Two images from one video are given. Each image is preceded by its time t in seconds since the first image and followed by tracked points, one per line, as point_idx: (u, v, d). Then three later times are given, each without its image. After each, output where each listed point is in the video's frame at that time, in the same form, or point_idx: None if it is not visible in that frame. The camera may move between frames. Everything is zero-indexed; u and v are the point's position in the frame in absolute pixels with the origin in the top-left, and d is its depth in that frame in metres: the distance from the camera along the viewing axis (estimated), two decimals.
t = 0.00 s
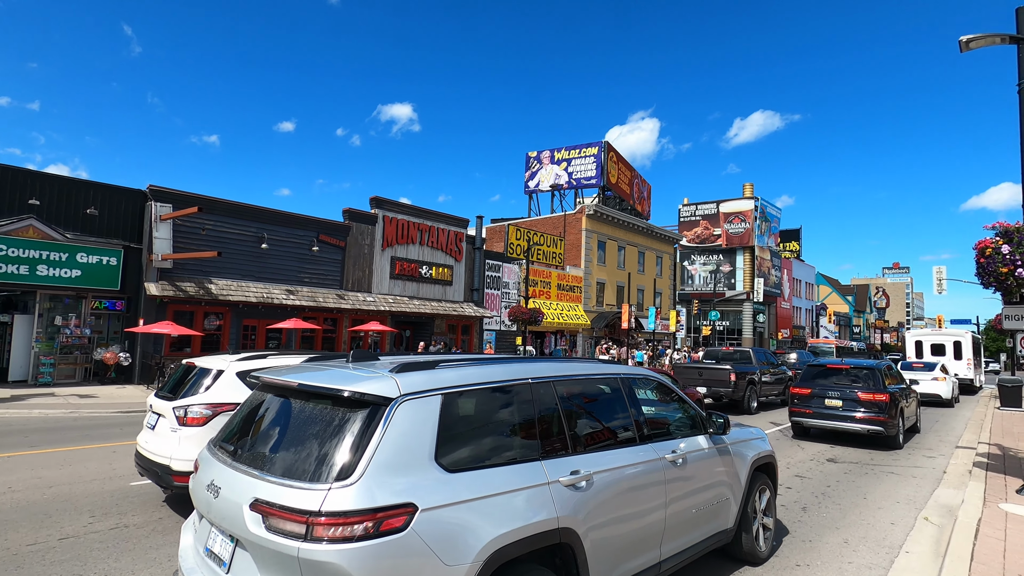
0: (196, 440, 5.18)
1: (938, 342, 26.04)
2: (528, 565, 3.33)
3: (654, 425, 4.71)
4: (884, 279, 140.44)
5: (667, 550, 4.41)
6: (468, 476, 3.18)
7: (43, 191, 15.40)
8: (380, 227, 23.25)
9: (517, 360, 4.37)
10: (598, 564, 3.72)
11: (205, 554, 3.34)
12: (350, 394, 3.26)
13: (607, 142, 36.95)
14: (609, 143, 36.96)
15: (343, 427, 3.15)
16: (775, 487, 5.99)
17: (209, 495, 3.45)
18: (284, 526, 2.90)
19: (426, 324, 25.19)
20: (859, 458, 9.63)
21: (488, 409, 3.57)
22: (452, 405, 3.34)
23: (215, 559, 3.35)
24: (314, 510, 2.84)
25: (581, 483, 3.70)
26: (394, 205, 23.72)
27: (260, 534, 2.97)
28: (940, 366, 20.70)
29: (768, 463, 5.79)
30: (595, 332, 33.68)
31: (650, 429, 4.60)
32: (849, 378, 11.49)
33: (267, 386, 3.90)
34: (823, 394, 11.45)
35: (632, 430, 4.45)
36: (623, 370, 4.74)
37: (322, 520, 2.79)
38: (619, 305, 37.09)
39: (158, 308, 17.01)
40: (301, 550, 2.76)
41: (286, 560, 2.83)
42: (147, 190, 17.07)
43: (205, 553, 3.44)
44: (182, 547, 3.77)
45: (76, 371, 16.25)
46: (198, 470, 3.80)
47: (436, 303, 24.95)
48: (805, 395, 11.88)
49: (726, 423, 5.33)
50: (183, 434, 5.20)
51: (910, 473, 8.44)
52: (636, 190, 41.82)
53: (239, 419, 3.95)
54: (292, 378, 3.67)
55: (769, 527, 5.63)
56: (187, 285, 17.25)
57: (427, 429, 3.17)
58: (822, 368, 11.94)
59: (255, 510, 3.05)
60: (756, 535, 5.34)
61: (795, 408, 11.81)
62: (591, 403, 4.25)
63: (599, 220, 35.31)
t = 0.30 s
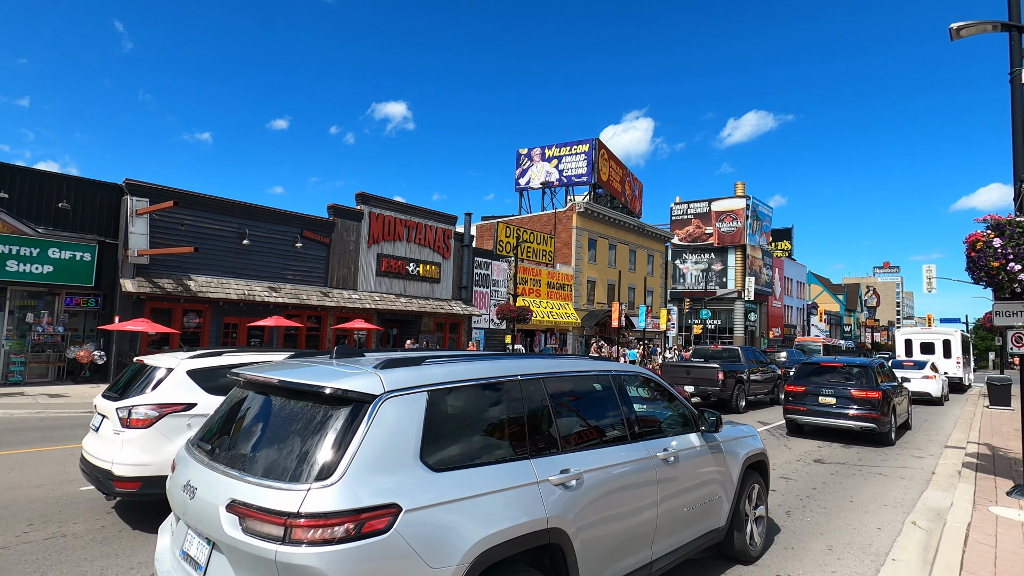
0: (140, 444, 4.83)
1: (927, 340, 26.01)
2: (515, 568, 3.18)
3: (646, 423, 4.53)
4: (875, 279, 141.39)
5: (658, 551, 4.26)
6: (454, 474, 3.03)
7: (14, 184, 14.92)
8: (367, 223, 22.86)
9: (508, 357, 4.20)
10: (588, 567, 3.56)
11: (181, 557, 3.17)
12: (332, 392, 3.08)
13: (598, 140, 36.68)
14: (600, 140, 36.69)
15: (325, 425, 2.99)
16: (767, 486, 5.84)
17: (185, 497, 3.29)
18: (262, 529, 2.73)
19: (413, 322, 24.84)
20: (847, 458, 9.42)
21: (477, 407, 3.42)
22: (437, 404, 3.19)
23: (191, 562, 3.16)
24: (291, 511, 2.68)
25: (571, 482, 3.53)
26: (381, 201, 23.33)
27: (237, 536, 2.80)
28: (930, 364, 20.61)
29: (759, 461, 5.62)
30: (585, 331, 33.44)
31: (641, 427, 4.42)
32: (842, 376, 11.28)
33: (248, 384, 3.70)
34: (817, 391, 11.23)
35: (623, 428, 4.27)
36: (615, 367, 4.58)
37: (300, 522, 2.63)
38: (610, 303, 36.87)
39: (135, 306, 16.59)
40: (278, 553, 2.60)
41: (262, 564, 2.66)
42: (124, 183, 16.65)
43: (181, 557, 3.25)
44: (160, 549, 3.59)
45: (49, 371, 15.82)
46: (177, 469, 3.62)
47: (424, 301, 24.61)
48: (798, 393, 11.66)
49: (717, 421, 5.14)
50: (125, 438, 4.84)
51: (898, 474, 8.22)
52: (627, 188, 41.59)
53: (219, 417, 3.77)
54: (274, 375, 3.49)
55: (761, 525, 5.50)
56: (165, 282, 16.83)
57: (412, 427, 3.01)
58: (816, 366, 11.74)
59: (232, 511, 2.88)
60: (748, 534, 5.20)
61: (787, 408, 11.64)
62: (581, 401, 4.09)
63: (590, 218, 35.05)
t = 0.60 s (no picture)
0: (73, 454, 4.46)
1: (917, 340, 25.92)
2: None
3: (634, 426, 4.29)
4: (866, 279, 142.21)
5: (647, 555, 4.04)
6: (440, 481, 2.83)
7: None
8: (352, 222, 22.49)
9: (500, 360, 4.00)
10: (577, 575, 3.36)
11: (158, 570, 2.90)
12: (314, 398, 2.84)
13: (589, 138, 36.44)
14: (591, 139, 36.44)
15: (309, 430, 2.77)
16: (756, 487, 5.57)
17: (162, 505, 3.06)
18: (240, 540, 2.52)
19: (400, 322, 24.49)
20: (833, 462, 9.20)
21: (467, 411, 3.22)
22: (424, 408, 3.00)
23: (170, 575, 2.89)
24: (271, 522, 2.48)
25: (560, 488, 3.32)
26: (366, 199, 22.96)
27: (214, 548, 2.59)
28: (919, 364, 20.48)
29: (749, 464, 5.40)
30: (575, 331, 33.20)
31: (630, 430, 4.17)
32: (834, 377, 11.07)
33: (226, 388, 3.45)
34: (809, 392, 11.01)
35: (611, 431, 4.03)
36: (607, 370, 4.33)
37: (281, 533, 2.43)
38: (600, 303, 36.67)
39: (111, 305, 16.19)
40: (257, 564, 2.40)
41: None
42: (98, 179, 16.22)
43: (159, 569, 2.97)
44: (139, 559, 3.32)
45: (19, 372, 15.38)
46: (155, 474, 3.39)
47: (410, 301, 24.26)
48: (791, 393, 11.44)
49: (706, 423, 4.88)
50: (58, 447, 4.47)
51: (884, 479, 7.99)
52: (618, 187, 41.38)
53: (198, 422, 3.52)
54: (255, 378, 3.25)
55: (749, 527, 5.35)
56: (141, 280, 16.42)
57: (400, 432, 2.82)
58: (809, 367, 11.49)
59: (209, 520, 2.67)
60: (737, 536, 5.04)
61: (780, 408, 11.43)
62: (573, 405, 3.86)
63: (580, 217, 34.81)
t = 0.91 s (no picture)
0: None
1: (906, 340, 25.77)
2: None
3: (621, 425, 4.07)
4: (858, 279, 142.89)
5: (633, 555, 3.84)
6: (429, 480, 2.70)
7: None
8: (337, 218, 22.13)
9: (489, 359, 3.85)
10: None
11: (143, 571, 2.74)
12: (300, 397, 2.71)
13: (579, 136, 36.16)
14: (581, 137, 36.17)
15: (294, 429, 2.64)
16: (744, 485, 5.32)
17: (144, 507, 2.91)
18: (223, 541, 2.39)
19: (386, 321, 24.15)
20: (817, 463, 9.00)
21: (457, 411, 3.08)
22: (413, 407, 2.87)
23: None
24: (255, 522, 2.34)
25: (546, 487, 3.16)
26: (351, 196, 22.64)
27: (197, 549, 2.45)
28: (908, 363, 20.33)
29: (736, 461, 5.17)
30: (565, 329, 32.96)
31: (617, 429, 3.96)
32: (824, 375, 10.86)
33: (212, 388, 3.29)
34: (800, 390, 10.81)
35: (598, 430, 3.81)
36: (595, 369, 4.12)
37: (265, 534, 2.30)
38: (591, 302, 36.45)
39: (85, 303, 15.81)
40: (240, 566, 2.27)
41: None
42: (72, 174, 15.80)
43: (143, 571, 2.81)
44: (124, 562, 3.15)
45: None
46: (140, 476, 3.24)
47: (397, 299, 23.92)
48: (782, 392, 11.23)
49: (693, 421, 4.62)
50: None
51: (869, 482, 7.78)
52: (610, 185, 41.15)
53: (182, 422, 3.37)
54: (241, 378, 3.10)
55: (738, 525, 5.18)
56: (116, 278, 16.02)
57: (387, 432, 2.69)
58: (800, 365, 11.29)
59: (192, 522, 2.53)
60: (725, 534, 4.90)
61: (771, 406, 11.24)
62: (561, 405, 3.67)
63: (571, 215, 34.56)
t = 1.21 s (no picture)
0: None
1: (897, 339, 25.61)
2: None
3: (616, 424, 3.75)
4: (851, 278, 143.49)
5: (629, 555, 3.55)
6: (428, 478, 2.47)
7: None
8: (323, 216, 21.74)
9: (480, 356, 3.52)
10: None
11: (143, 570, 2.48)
12: (300, 394, 2.44)
13: (571, 134, 35.89)
14: (573, 135, 35.88)
15: (293, 427, 2.39)
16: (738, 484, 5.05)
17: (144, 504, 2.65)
18: (224, 540, 2.16)
19: (374, 320, 23.83)
20: (807, 466, 8.76)
21: (452, 410, 2.79)
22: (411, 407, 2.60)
23: None
24: (256, 520, 2.13)
25: (544, 485, 2.89)
26: (338, 193, 22.26)
27: (198, 548, 2.22)
28: (900, 363, 20.17)
29: (731, 460, 4.90)
30: (556, 329, 32.72)
31: (613, 428, 3.65)
32: (818, 375, 10.62)
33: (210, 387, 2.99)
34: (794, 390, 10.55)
35: (590, 431, 3.48)
36: (588, 369, 3.78)
37: (268, 532, 2.09)
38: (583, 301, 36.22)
39: (61, 302, 15.42)
40: (243, 563, 2.06)
41: None
42: (46, 169, 15.38)
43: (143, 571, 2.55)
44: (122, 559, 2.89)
45: None
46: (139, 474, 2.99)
47: (385, 298, 23.59)
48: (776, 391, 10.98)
49: (689, 421, 4.36)
50: None
51: (857, 486, 7.53)
52: (602, 184, 40.91)
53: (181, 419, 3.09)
54: (239, 374, 2.82)
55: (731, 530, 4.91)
56: (93, 276, 15.62)
57: (388, 429, 2.44)
58: (794, 364, 11.04)
59: (192, 520, 2.30)
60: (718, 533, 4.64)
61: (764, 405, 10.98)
62: (556, 404, 3.36)
63: (562, 214, 34.30)
